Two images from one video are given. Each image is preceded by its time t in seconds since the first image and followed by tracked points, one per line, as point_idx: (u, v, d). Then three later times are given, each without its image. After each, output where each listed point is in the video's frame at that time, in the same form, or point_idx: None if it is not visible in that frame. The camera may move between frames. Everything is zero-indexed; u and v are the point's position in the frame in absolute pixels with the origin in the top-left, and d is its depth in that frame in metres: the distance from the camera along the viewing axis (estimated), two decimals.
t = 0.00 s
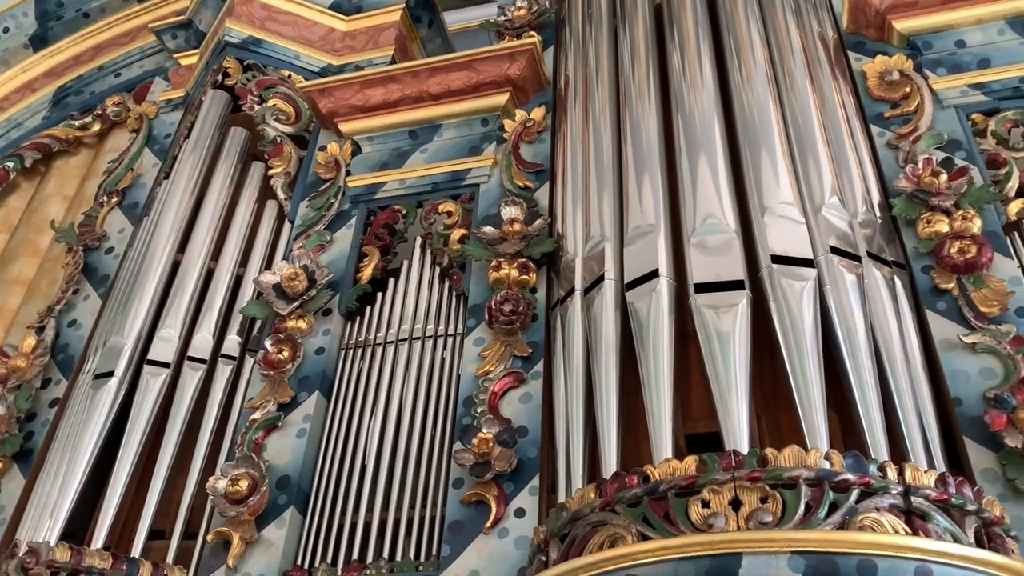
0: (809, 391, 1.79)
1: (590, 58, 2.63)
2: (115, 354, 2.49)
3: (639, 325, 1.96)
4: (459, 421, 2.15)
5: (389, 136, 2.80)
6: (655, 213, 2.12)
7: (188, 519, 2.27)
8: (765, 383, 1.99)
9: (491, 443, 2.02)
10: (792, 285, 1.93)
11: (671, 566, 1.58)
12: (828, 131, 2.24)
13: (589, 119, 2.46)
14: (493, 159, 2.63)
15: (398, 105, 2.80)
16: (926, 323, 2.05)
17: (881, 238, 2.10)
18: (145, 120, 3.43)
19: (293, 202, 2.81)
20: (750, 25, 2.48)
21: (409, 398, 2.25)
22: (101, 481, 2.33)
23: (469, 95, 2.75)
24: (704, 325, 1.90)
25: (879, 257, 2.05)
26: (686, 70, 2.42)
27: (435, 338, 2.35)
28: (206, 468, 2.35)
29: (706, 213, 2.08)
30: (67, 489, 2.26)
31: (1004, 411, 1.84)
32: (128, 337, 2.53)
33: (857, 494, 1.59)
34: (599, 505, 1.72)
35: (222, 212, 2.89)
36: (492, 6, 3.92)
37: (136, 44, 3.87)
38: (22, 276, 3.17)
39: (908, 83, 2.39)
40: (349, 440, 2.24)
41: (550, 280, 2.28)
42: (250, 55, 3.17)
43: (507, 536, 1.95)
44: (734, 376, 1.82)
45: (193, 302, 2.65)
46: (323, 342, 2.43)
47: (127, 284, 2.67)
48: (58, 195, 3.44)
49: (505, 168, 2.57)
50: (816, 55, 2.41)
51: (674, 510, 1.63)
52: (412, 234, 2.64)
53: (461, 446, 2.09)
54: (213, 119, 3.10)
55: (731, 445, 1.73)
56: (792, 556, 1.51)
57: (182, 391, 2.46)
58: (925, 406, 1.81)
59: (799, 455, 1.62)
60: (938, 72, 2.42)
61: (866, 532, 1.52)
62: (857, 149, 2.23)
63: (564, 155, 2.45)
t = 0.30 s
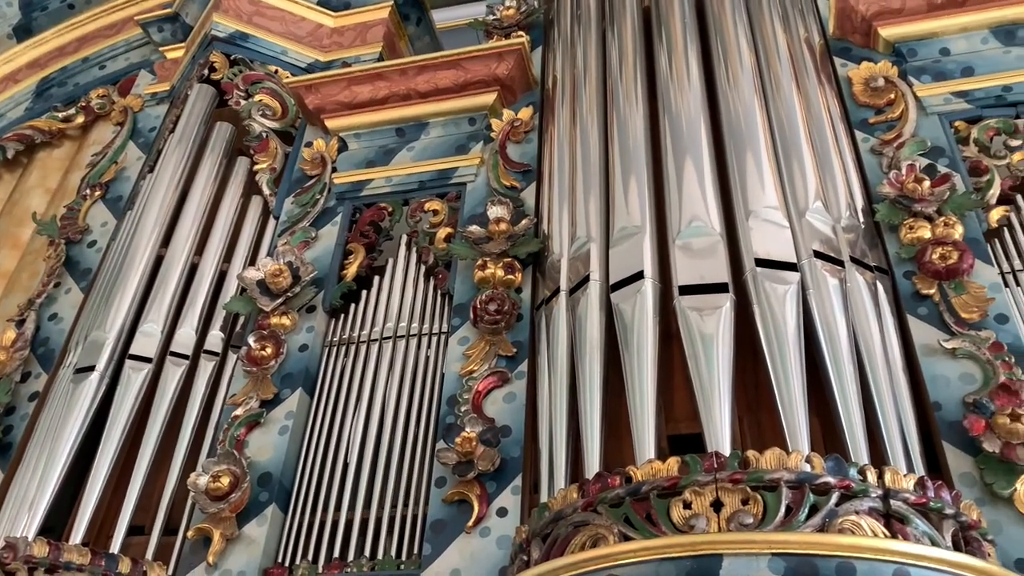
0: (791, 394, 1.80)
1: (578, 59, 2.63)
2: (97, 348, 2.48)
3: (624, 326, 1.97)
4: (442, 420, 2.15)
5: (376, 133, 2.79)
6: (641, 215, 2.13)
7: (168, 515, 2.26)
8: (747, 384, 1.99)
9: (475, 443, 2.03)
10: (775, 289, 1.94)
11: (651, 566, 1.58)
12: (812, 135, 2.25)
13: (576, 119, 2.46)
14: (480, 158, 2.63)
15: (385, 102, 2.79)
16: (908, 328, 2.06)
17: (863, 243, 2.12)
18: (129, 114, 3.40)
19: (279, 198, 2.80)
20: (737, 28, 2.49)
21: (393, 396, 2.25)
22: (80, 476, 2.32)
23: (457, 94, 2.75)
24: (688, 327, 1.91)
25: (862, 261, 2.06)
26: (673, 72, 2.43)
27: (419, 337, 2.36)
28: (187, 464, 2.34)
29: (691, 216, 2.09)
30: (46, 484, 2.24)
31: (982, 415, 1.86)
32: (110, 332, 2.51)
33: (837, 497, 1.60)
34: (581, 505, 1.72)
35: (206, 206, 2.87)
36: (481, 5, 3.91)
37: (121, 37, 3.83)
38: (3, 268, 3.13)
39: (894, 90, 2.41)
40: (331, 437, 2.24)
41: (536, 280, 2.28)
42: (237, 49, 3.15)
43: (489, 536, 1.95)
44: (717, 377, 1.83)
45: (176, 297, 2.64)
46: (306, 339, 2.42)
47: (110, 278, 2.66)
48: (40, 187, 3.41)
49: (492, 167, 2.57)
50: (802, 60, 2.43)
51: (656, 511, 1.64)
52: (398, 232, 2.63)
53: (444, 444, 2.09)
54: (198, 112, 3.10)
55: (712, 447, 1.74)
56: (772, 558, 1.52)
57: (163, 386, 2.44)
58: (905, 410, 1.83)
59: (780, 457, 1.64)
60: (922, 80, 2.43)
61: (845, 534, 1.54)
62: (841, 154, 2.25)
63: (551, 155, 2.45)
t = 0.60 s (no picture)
0: (771, 395, 1.82)
1: (565, 60, 2.64)
2: (78, 342, 2.46)
3: (607, 327, 1.97)
4: (425, 419, 2.14)
5: (362, 130, 2.79)
6: (626, 217, 2.14)
7: (147, 511, 2.25)
8: (729, 386, 2.00)
9: (458, 442, 2.02)
10: (758, 292, 1.96)
11: (632, 567, 1.59)
12: (797, 140, 2.27)
13: (563, 119, 2.46)
14: (466, 157, 2.63)
15: (372, 100, 2.78)
16: (888, 333, 2.08)
17: (846, 248, 2.13)
18: (113, 107, 3.36)
19: (263, 193, 2.79)
20: (724, 32, 2.51)
21: (375, 395, 2.25)
22: (59, 471, 2.30)
23: (444, 92, 2.75)
24: (671, 328, 1.92)
25: (844, 266, 2.08)
26: (660, 74, 2.44)
27: (402, 335, 2.36)
28: (168, 460, 2.32)
29: (676, 218, 2.10)
30: (24, 478, 2.23)
31: (960, 421, 1.88)
32: (91, 326, 2.50)
33: (816, 500, 1.61)
34: (562, 505, 1.73)
35: (190, 201, 2.86)
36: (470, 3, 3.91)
37: (106, 28, 3.78)
38: None
39: (878, 96, 2.42)
40: (313, 435, 2.23)
41: (520, 280, 2.28)
42: (224, 44, 3.14)
43: (470, 535, 1.96)
44: (700, 378, 1.84)
45: (158, 292, 2.62)
46: (289, 336, 2.41)
47: (92, 271, 2.64)
48: (21, 178, 3.38)
49: (478, 167, 2.57)
50: (788, 65, 2.44)
51: (637, 512, 1.65)
52: (382, 230, 2.62)
53: (427, 443, 2.09)
54: (183, 108, 3.07)
55: (693, 449, 1.75)
56: (752, 560, 1.54)
57: (144, 382, 2.43)
58: (884, 415, 1.84)
59: (761, 460, 1.64)
60: (906, 87, 2.45)
61: (824, 537, 1.55)
62: (825, 160, 2.26)
63: (537, 155, 2.46)
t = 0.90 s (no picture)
0: (752, 396, 1.83)
1: (552, 60, 2.64)
2: (56, 335, 2.45)
3: (591, 328, 1.98)
4: (407, 417, 2.14)
5: (347, 126, 2.78)
6: (611, 219, 2.14)
7: (125, 507, 2.23)
8: (710, 388, 2.01)
9: (439, 441, 2.02)
10: (740, 296, 1.97)
11: (612, 568, 1.59)
12: (781, 144, 2.28)
13: (549, 120, 2.47)
14: (452, 156, 2.62)
15: (358, 96, 2.77)
16: (868, 338, 2.10)
17: (828, 252, 2.15)
18: (95, 98, 3.33)
19: (246, 188, 2.78)
20: (710, 36, 2.52)
21: (356, 393, 2.25)
22: (36, 466, 2.28)
23: (430, 90, 2.74)
24: (654, 330, 1.93)
25: (825, 271, 2.09)
26: (646, 76, 2.45)
27: (385, 333, 2.35)
28: (146, 456, 2.31)
29: (660, 221, 2.11)
30: None
31: (938, 426, 1.89)
32: (69, 319, 2.49)
33: (795, 503, 1.62)
34: (543, 505, 1.73)
35: (172, 195, 2.85)
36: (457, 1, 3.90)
37: (89, 19, 3.73)
38: None
39: (862, 103, 2.44)
40: (294, 432, 2.22)
41: (504, 279, 2.28)
42: (208, 37, 3.13)
43: (450, 534, 1.95)
44: (681, 380, 1.85)
45: (139, 286, 2.61)
46: (270, 332, 2.40)
47: (72, 264, 2.64)
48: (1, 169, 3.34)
49: (463, 166, 2.56)
50: (773, 70, 2.45)
51: (617, 513, 1.65)
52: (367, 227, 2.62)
53: (407, 442, 2.09)
54: (166, 101, 3.08)
55: (674, 450, 1.76)
56: (730, 561, 1.54)
57: (123, 376, 2.41)
58: (863, 419, 1.86)
59: (741, 462, 1.65)
60: (890, 94, 2.47)
61: (801, 539, 1.56)
62: (808, 164, 2.28)
63: (523, 156, 2.46)
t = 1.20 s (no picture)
0: (731, 397, 1.85)
1: (538, 60, 2.64)
2: (33, 329, 2.43)
3: (573, 329, 1.98)
4: (387, 416, 2.14)
5: (331, 122, 2.76)
6: (595, 220, 2.15)
7: (101, 502, 2.21)
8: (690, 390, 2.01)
9: (419, 439, 2.02)
10: (722, 299, 1.98)
11: (591, 568, 1.60)
12: (764, 148, 2.29)
13: (534, 120, 2.47)
14: (436, 154, 2.62)
15: (343, 92, 2.77)
16: (846, 344, 2.12)
17: (808, 257, 2.16)
18: (76, 88, 3.28)
19: (228, 182, 2.77)
20: (696, 41, 2.53)
21: (337, 391, 2.23)
22: (11, 460, 2.26)
23: (416, 88, 2.74)
24: (636, 332, 1.94)
25: (805, 275, 2.10)
26: (632, 79, 2.46)
27: (366, 331, 2.34)
28: (123, 450, 2.29)
29: (643, 223, 2.11)
30: None
31: (914, 431, 1.92)
32: (47, 312, 2.47)
33: (772, 505, 1.63)
34: (523, 505, 1.73)
35: (153, 189, 2.83)
36: None
37: (71, 8, 3.70)
38: None
39: (844, 109, 2.46)
40: (273, 429, 2.21)
41: (487, 279, 2.28)
42: (192, 30, 3.11)
43: (429, 533, 1.95)
44: (662, 381, 1.86)
45: (119, 280, 2.59)
46: (251, 328, 2.39)
47: (50, 256, 2.62)
48: None
49: (448, 164, 2.55)
50: (758, 75, 2.46)
51: (597, 514, 1.66)
52: (349, 224, 2.60)
53: (388, 441, 2.08)
54: (149, 95, 3.04)
55: (654, 451, 1.77)
56: (708, 563, 1.55)
57: (101, 370, 2.39)
58: (841, 424, 1.87)
59: (720, 464, 1.67)
60: (872, 101, 2.49)
61: (777, 542, 1.57)
62: (791, 170, 2.29)
63: (508, 156, 2.46)
